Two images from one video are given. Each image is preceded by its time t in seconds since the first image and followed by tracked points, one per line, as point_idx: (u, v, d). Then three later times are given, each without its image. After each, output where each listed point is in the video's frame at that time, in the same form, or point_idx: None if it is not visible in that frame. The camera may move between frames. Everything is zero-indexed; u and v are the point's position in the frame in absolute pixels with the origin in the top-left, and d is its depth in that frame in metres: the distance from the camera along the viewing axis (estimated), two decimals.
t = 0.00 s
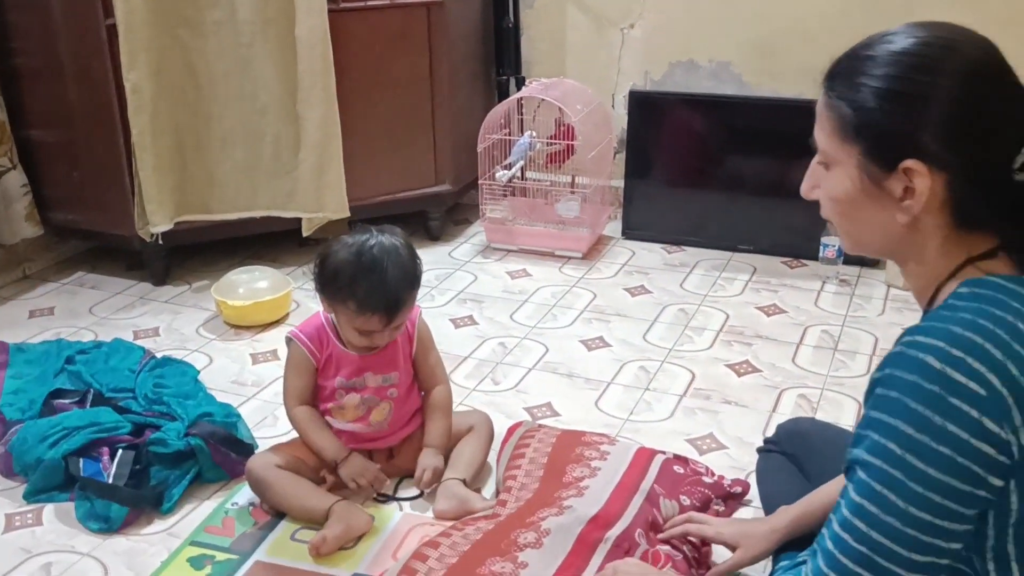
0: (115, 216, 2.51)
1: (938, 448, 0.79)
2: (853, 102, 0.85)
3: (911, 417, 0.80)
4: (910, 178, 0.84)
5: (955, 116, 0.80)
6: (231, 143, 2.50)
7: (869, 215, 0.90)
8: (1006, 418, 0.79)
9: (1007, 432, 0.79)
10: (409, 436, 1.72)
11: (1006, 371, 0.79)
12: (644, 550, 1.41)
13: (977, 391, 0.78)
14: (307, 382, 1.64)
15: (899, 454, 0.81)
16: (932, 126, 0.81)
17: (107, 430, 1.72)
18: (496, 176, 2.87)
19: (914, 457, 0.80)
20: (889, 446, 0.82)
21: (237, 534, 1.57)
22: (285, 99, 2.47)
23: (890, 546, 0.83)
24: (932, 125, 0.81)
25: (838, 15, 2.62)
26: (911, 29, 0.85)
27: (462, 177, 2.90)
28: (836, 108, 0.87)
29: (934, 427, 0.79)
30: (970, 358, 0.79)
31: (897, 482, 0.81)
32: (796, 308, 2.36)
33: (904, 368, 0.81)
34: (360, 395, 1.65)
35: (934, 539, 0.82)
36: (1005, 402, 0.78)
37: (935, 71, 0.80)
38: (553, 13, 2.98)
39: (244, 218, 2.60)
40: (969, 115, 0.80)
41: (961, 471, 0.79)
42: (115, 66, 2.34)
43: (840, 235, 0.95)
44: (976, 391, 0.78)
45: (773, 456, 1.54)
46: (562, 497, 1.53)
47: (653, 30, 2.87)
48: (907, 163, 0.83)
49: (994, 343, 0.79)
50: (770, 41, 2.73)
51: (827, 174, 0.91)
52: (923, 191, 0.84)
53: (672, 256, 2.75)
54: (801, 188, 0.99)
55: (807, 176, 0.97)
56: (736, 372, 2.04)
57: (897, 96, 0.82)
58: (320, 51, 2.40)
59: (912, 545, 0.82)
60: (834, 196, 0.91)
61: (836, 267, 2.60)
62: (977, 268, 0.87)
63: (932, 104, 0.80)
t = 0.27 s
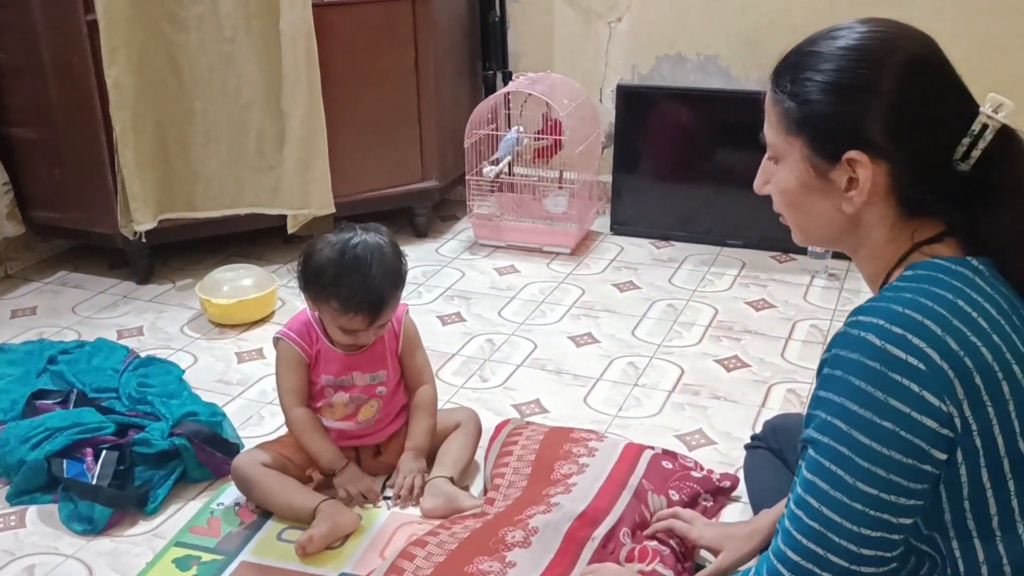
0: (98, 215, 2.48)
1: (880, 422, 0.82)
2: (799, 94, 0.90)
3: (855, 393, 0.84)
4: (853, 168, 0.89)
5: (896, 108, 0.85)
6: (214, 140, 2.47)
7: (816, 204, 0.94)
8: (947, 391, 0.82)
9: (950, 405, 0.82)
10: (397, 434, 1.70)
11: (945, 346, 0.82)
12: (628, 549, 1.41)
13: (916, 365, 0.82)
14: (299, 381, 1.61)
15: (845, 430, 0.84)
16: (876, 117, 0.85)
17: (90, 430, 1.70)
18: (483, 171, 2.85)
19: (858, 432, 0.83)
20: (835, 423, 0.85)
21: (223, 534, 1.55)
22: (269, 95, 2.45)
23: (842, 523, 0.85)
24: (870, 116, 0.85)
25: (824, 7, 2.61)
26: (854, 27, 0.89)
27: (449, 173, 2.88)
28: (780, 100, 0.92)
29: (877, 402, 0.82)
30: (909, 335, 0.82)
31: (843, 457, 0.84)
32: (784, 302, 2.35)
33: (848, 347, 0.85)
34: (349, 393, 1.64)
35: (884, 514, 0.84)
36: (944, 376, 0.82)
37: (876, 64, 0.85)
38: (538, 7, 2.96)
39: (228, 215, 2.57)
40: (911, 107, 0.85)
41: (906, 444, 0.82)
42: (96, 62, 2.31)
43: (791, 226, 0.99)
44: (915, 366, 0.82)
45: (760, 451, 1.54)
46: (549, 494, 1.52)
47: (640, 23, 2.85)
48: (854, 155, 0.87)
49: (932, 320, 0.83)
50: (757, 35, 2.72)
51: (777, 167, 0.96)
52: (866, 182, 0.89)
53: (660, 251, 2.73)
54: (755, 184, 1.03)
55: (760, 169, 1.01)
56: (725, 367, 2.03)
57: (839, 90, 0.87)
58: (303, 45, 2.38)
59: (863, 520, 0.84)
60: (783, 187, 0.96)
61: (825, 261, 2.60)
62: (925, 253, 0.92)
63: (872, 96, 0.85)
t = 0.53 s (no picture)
0: (95, 214, 2.47)
1: (869, 413, 0.82)
2: (779, 95, 0.91)
3: (843, 384, 0.84)
4: (836, 166, 0.89)
5: (882, 108, 0.86)
6: (211, 138, 2.47)
7: (799, 206, 0.95)
8: (935, 380, 0.82)
9: (938, 395, 0.82)
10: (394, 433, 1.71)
11: (932, 336, 0.82)
12: (626, 547, 1.41)
13: (903, 355, 0.82)
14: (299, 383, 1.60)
15: (835, 421, 0.84)
16: (864, 116, 0.86)
17: (88, 430, 1.70)
18: (481, 170, 2.85)
19: (847, 423, 0.83)
20: (825, 415, 0.85)
21: (221, 533, 1.55)
22: (266, 93, 2.45)
23: (835, 515, 0.85)
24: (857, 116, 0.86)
25: (821, 5, 2.61)
26: (833, 28, 0.91)
27: (446, 172, 2.88)
28: (763, 102, 0.94)
29: (866, 392, 0.82)
30: (895, 325, 0.83)
31: (833, 449, 0.84)
32: (782, 300, 2.35)
33: (836, 340, 0.86)
34: (347, 393, 1.64)
35: (876, 505, 0.84)
36: (931, 366, 0.82)
37: (853, 65, 0.87)
38: (535, 5, 2.96)
39: (226, 215, 2.57)
40: (896, 107, 0.86)
41: (896, 433, 0.82)
42: (93, 61, 2.31)
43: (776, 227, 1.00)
44: (902, 356, 0.82)
45: (757, 449, 1.54)
46: (546, 492, 1.52)
47: (638, 21, 2.85)
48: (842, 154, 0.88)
49: (918, 311, 0.83)
50: (755, 32, 2.72)
51: (761, 168, 0.97)
52: (848, 181, 0.90)
53: (658, 249, 2.73)
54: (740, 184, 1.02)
55: (743, 173, 1.01)
56: (723, 364, 2.03)
57: (818, 91, 0.88)
58: (300, 43, 2.38)
59: (855, 512, 0.84)
60: (767, 188, 0.96)
61: (823, 258, 2.60)
62: (908, 248, 0.93)
63: (858, 97, 0.86)
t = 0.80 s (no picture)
0: (96, 214, 2.48)
1: (867, 407, 0.82)
2: (779, 95, 0.91)
3: (842, 378, 0.84)
4: (835, 165, 0.89)
5: (882, 108, 0.86)
6: (212, 138, 2.47)
7: (797, 206, 0.95)
8: (935, 376, 0.82)
9: (937, 391, 0.82)
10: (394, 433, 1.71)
11: (932, 332, 0.82)
12: (627, 548, 1.41)
13: (903, 351, 0.82)
14: (294, 387, 1.61)
15: (834, 416, 0.84)
16: (866, 115, 0.86)
17: (89, 430, 1.70)
18: (482, 170, 2.85)
19: (845, 417, 0.83)
20: (824, 409, 0.85)
21: (222, 533, 1.55)
22: (267, 93, 2.45)
23: (832, 510, 0.84)
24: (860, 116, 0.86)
25: (822, 4, 2.61)
26: (831, 29, 0.91)
27: (447, 172, 2.88)
28: (761, 102, 0.94)
29: (865, 387, 0.82)
30: (895, 321, 0.83)
31: (831, 442, 0.84)
32: (783, 300, 2.35)
33: (836, 335, 0.85)
34: (346, 395, 1.64)
35: (874, 500, 0.83)
36: (931, 362, 0.82)
37: (852, 66, 0.87)
38: (536, 5, 2.96)
39: (227, 215, 2.57)
40: (897, 107, 0.86)
41: (896, 429, 0.82)
42: (94, 61, 2.31)
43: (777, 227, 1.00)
44: (902, 351, 0.82)
45: (759, 449, 1.54)
46: (548, 492, 1.52)
47: (639, 21, 2.85)
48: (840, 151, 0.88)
49: (919, 307, 0.83)
50: (756, 31, 2.71)
51: (760, 168, 0.97)
52: (848, 181, 0.90)
53: (659, 249, 2.73)
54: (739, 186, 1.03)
55: (743, 174, 1.02)
56: (724, 364, 2.03)
57: (819, 91, 0.88)
58: (302, 43, 2.38)
59: (852, 507, 0.84)
60: (765, 189, 0.97)
61: (824, 258, 2.59)
62: (908, 246, 0.92)
63: (858, 96, 0.86)
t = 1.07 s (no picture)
0: (94, 215, 2.47)
1: (870, 406, 0.82)
2: (785, 92, 0.91)
3: (846, 378, 0.84)
4: (841, 163, 0.89)
5: (885, 107, 0.86)
6: (209, 139, 2.47)
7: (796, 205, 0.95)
8: (938, 376, 0.82)
9: (941, 390, 0.82)
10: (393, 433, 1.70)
11: (936, 332, 0.82)
12: (625, 548, 1.41)
13: (907, 351, 0.82)
14: (286, 388, 1.62)
15: (836, 415, 0.84)
16: (865, 114, 0.86)
17: (87, 431, 1.70)
18: (480, 170, 2.85)
19: (848, 416, 0.83)
20: (827, 408, 0.85)
21: (220, 534, 1.55)
22: (265, 94, 2.45)
23: (834, 509, 0.84)
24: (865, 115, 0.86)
25: (819, 3, 2.61)
26: (836, 27, 0.91)
27: (445, 172, 2.88)
28: (767, 99, 0.94)
29: (868, 386, 0.82)
30: (899, 320, 0.83)
31: (834, 442, 0.84)
32: (781, 299, 2.35)
33: (840, 334, 0.86)
34: (342, 396, 1.64)
35: (875, 500, 0.83)
36: (935, 362, 0.82)
37: (859, 62, 0.87)
38: (534, 5, 2.96)
39: (225, 216, 2.57)
40: (897, 106, 0.86)
41: (898, 428, 0.82)
42: (91, 62, 2.30)
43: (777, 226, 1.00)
44: (906, 351, 0.82)
45: (757, 448, 1.54)
46: (547, 492, 1.52)
47: (636, 21, 2.85)
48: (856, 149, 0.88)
49: (923, 306, 0.83)
50: (753, 30, 2.71)
51: (764, 165, 0.97)
52: (856, 179, 0.90)
53: (657, 248, 2.74)
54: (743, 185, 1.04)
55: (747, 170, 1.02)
56: (722, 364, 2.03)
57: (826, 88, 0.88)
58: (299, 43, 2.38)
59: (854, 506, 0.84)
60: (770, 187, 0.98)
61: (822, 258, 2.60)
62: (913, 245, 0.92)
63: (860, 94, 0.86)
